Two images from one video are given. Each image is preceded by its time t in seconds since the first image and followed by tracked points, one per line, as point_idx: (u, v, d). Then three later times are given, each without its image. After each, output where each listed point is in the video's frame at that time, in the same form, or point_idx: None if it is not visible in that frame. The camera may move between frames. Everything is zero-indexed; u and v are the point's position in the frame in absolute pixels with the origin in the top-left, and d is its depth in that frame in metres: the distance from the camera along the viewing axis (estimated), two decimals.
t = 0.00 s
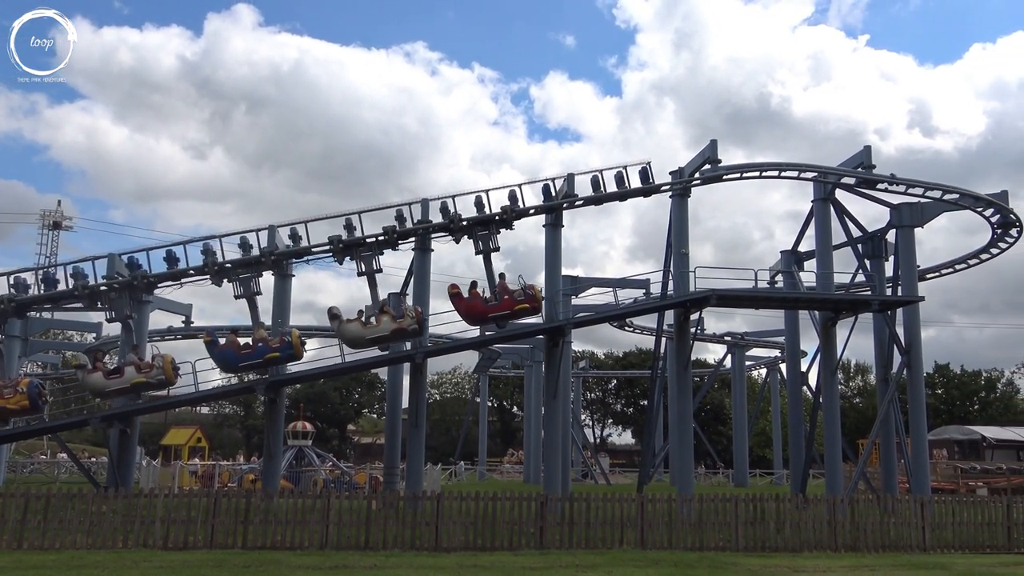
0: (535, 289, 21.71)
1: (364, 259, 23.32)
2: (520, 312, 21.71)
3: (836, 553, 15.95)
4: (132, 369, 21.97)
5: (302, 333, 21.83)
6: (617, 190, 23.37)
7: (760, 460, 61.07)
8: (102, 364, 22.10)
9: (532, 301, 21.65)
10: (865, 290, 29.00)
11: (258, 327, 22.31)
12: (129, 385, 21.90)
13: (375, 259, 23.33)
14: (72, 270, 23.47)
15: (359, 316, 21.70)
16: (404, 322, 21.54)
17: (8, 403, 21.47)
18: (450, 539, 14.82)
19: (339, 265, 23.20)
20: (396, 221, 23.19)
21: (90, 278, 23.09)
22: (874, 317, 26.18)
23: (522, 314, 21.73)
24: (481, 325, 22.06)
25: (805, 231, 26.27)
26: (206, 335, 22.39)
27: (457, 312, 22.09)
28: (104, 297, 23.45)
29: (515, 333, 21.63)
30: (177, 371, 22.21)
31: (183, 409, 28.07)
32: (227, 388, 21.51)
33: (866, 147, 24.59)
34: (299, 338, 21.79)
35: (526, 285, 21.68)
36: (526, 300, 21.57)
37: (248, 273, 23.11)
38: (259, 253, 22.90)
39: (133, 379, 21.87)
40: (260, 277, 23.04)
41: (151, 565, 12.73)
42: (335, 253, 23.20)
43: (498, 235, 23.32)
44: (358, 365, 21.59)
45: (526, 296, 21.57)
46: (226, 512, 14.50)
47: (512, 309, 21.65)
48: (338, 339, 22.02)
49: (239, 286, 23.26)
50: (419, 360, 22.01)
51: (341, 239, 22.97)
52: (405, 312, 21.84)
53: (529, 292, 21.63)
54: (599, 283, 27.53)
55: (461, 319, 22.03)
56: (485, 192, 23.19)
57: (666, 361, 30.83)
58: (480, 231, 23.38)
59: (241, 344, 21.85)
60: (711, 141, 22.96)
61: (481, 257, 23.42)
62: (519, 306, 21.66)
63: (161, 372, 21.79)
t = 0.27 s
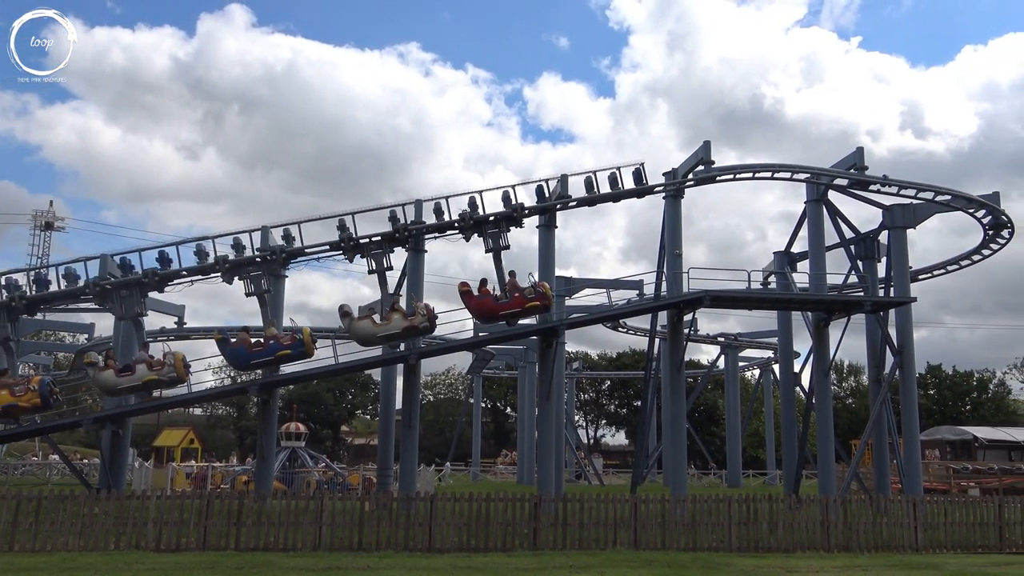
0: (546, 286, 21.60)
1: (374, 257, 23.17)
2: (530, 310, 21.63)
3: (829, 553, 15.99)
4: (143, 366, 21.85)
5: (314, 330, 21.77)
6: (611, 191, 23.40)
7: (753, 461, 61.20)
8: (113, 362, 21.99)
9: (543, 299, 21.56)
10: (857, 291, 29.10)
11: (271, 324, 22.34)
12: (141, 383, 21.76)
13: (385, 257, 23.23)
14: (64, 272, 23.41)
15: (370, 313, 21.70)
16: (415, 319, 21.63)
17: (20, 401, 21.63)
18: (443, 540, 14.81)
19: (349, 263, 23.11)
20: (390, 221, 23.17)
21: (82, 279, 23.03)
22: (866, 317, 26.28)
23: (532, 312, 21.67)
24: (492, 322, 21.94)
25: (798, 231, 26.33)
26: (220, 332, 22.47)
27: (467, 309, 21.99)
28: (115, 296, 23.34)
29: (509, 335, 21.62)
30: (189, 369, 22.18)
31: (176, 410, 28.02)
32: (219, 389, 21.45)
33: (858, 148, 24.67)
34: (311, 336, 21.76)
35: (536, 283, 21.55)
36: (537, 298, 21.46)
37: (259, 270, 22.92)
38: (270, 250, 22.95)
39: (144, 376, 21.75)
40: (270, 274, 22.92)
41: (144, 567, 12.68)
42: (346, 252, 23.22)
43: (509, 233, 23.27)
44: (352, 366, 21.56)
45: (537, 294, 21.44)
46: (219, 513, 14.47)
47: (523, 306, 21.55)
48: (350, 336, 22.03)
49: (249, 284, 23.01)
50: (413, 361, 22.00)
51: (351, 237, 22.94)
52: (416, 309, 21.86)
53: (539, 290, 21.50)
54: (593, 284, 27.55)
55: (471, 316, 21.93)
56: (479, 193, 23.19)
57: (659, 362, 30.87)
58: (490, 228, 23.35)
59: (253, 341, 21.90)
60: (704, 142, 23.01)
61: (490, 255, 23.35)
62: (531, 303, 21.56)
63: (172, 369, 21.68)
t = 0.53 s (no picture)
0: (554, 284, 21.80)
1: (384, 255, 23.17)
2: (540, 307, 21.75)
3: (822, 553, 16.03)
4: (153, 363, 21.79)
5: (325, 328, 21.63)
6: (605, 191, 23.41)
7: (746, 461, 61.33)
8: (124, 359, 21.94)
9: (552, 296, 21.78)
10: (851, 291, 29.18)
11: (280, 320, 22.14)
12: (151, 380, 21.69)
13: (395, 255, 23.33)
14: (57, 271, 23.32)
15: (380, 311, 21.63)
16: (425, 316, 21.57)
17: (30, 397, 21.51)
18: (437, 541, 14.81)
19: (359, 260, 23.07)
20: (384, 221, 23.14)
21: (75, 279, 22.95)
22: (859, 318, 26.35)
23: (543, 309, 21.78)
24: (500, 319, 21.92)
25: (792, 232, 26.38)
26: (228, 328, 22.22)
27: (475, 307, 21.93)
28: (125, 294, 23.47)
29: (503, 336, 21.61)
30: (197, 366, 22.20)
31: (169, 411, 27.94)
32: (212, 389, 21.39)
33: (852, 149, 24.73)
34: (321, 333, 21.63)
35: (545, 280, 21.75)
36: (547, 296, 21.72)
37: (270, 269, 23.07)
38: (279, 247, 22.90)
39: (154, 374, 21.69)
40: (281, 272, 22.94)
41: (137, 568, 12.64)
42: (357, 250, 23.17)
43: (517, 230, 23.36)
44: (346, 366, 21.52)
45: (546, 291, 21.66)
46: (211, 514, 14.42)
47: (532, 304, 21.64)
48: (358, 333, 21.96)
49: (259, 282, 23.14)
50: (407, 361, 21.98)
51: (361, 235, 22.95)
52: (425, 306, 21.77)
53: (548, 288, 21.74)
54: (587, 284, 27.56)
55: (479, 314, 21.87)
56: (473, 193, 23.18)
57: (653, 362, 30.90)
58: (498, 226, 23.37)
59: (262, 339, 21.71)
60: (698, 143, 23.03)
61: (499, 253, 23.43)
62: (540, 301, 21.69)
63: (181, 366, 21.69)
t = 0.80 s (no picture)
0: (565, 280, 22.08)
1: (396, 250, 23.33)
2: (550, 303, 22.09)
3: (815, 553, 16.07)
4: (165, 357, 21.72)
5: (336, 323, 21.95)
6: (599, 191, 23.43)
7: (739, 461, 61.47)
8: (135, 352, 21.81)
9: (563, 292, 22.05)
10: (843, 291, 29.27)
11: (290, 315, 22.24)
12: (162, 374, 21.63)
13: (406, 250, 23.38)
14: (49, 268, 23.24)
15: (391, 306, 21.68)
16: (436, 311, 21.64)
17: (42, 390, 21.58)
18: (430, 539, 14.80)
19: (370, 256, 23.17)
20: (378, 220, 23.13)
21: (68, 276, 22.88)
22: (852, 319, 26.43)
23: (553, 305, 22.10)
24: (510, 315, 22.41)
25: (786, 232, 26.45)
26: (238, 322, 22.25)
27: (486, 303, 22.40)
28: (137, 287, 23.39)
29: (496, 334, 21.62)
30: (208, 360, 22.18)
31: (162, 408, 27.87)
32: (205, 386, 21.33)
33: (846, 150, 24.81)
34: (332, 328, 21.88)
35: (555, 276, 22.06)
36: (557, 291, 22.01)
37: (280, 264, 23.10)
38: (291, 242, 22.94)
39: (166, 367, 21.61)
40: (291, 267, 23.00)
41: (129, 566, 12.60)
42: (368, 245, 23.18)
43: (528, 226, 23.44)
44: (340, 364, 21.50)
45: (556, 288, 21.95)
46: (203, 511, 14.38)
47: (542, 300, 22.10)
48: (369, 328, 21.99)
49: (270, 276, 23.17)
50: (401, 359, 21.95)
51: (372, 230, 22.90)
52: (436, 301, 21.84)
53: (558, 284, 22.01)
54: (581, 284, 27.58)
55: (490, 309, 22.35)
56: (468, 192, 23.18)
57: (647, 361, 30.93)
58: (509, 222, 23.47)
59: (274, 333, 21.80)
60: (692, 143, 23.07)
61: (509, 249, 23.53)
62: (550, 297, 22.06)
63: (193, 360, 21.65)
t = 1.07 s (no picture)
0: (578, 275, 22.14)
1: (409, 246, 23.16)
2: (564, 298, 22.12)
3: (811, 551, 16.10)
4: (181, 351, 21.72)
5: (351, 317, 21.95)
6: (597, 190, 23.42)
7: (736, 460, 61.51)
8: (151, 346, 21.76)
9: (577, 288, 22.09)
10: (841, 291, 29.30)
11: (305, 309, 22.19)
12: (180, 368, 21.66)
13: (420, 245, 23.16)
14: (46, 266, 23.19)
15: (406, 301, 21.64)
16: (451, 307, 21.74)
17: (58, 384, 21.48)
18: (427, 538, 14.80)
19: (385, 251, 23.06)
20: (376, 218, 23.10)
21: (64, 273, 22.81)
22: (849, 318, 26.45)
23: (567, 300, 22.14)
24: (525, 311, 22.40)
25: (783, 232, 26.46)
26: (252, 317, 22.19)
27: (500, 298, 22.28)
28: (153, 281, 23.06)
29: (493, 333, 21.60)
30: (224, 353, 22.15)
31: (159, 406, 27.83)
32: (202, 385, 21.32)
33: (843, 149, 24.82)
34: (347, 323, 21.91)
35: (569, 271, 22.07)
36: (572, 287, 22.02)
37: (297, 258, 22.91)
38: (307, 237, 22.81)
39: (183, 362, 21.64)
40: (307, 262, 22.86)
41: (125, 564, 12.59)
42: (382, 240, 23.17)
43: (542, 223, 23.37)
44: (337, 362, 21.49)
45: (570, 283, 22.00)
46: (201, 509, 14.39)
47: (557, 295, 22.07)
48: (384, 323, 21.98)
49: (286, 271, 23.08)
50: (398, 358, 21.94)
51: (387, 226, 22.91)
52: (451, 296, 21.91)
53: (572, 279, 22.06)
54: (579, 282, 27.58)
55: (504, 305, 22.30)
56: (465, 191, 23.15)
57: (644, 360, 30.94)
58: (523, 219, 23.43)
59: (289, 328, 21.76)
60: (690, 142, 23.07)
61: (523, 245, 23.46)
62: (564, 292, 22.08)
63: (210, 355, 21.66)
